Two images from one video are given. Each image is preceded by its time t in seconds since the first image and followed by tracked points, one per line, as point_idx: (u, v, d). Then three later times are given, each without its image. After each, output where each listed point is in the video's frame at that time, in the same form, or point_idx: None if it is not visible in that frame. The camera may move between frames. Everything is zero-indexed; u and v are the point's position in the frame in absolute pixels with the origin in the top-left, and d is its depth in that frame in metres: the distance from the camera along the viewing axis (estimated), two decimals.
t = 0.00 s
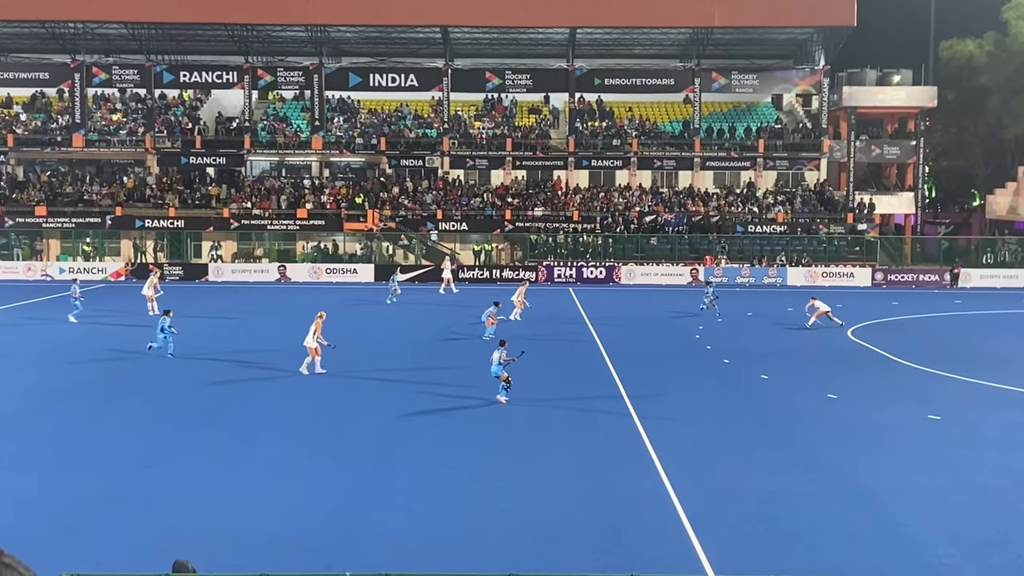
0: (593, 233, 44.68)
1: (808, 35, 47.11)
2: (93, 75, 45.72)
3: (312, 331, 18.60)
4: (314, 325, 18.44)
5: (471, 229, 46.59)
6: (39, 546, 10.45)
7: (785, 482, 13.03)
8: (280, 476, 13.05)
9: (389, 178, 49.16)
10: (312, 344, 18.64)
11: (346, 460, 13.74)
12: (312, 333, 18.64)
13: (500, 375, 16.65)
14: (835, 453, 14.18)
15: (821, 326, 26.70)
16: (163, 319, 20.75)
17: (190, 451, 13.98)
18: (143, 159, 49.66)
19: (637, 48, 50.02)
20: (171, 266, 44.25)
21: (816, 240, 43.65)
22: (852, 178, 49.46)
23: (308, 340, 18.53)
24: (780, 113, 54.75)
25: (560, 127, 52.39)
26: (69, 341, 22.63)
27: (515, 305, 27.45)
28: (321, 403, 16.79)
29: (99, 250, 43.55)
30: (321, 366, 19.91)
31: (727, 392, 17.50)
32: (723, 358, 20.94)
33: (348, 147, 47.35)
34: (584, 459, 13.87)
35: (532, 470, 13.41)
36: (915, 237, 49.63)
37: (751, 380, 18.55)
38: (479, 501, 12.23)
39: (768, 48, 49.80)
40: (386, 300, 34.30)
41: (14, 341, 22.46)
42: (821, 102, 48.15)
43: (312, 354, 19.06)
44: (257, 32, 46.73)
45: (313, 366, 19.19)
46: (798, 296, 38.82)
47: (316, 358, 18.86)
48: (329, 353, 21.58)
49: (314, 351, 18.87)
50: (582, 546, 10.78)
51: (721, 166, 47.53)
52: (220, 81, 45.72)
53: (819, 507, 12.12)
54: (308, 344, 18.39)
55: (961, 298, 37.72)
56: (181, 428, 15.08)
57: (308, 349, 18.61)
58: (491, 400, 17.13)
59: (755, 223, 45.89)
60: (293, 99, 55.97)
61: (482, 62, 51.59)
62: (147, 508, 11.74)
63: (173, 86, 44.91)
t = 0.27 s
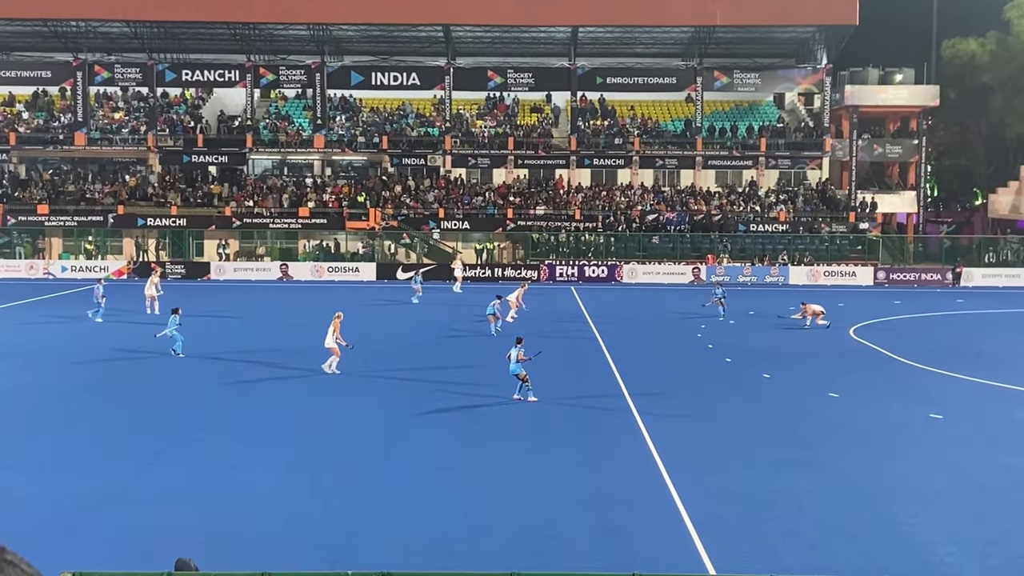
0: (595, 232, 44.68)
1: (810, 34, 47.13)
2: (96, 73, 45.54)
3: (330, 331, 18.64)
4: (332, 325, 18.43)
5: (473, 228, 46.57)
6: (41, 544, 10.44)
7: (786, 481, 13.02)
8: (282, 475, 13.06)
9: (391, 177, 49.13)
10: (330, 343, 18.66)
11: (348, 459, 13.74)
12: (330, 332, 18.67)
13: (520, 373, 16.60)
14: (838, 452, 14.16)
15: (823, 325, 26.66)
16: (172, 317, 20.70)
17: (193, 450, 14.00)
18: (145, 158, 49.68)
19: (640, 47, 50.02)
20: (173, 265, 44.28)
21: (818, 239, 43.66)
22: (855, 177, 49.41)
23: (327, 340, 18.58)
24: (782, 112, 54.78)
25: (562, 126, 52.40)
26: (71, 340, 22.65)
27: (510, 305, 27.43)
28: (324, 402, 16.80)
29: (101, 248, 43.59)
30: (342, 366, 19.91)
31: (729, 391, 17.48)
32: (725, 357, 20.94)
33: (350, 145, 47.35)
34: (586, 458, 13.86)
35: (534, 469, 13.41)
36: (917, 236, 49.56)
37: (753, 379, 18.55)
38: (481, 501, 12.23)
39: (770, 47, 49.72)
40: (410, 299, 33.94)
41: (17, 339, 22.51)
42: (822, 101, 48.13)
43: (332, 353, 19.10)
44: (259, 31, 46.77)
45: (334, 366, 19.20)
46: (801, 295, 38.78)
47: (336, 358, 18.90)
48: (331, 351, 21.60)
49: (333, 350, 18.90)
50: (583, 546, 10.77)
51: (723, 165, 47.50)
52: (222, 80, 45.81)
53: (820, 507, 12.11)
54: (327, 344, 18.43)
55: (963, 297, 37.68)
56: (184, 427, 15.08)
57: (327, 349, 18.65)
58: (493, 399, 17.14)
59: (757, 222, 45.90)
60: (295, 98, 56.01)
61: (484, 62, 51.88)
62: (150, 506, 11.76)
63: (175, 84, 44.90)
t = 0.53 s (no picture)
0: (598, 232, 44.68)
1: (813, 34, 47.14)
2: (99, 73, 45.70)
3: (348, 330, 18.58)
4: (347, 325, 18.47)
5: (475, 227, 46.50)
6: (47, 544, 10.44)
7: (790, 481, 13.02)
8: (285, 474, 13.07)
9: (394, 176, 49.10)
10: (348, 344, 18.54)
11: (352, 458, 13.75)
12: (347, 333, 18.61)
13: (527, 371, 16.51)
14: (843, 452, 14.15)
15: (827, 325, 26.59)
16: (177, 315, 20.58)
17: (195, 449, 14.01)
18: (149, 157, 49.70)
19: (643, 47, 50.04)
20: (176, 264, 44.30)
21: (821, 239, 43.64)
22: (858, 177, 49.37)
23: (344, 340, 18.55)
24: (785, 111, 54.78)
25: (565, 125, 52.39)
26: (76, 339, 22.66)
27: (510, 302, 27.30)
28: (325, 401, 16.81)
29: (105, 247, 43.68)
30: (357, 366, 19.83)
31: (733, 391, 17.48)
32: (728, 357, 20.93)
33: (353, 145, 47.37)
34: (590, 458, 13.86)
35: (539, 469, 13.40)
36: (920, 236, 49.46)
37: (757, 379, 18.56)
38: (484, 500, 12.23)
39: (773, 46, 49.70)
40: (433, 300, 33.75)
41: (21, 339, 22.54)
42: (826, 101, 48.12)
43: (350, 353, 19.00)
44: (262, 30, 46.80)
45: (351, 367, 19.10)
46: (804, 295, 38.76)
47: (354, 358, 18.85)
48: (333, 351, 21.61)
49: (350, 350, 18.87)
50: (587, 545, 10.76)
51: (727, 165, 47.48)
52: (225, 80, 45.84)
53: (824, 506, 12.11)
54: (344, 344, 18.38)
55: (967, 297, 37.62)
56: (189, 426, 15.08)
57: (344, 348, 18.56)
58: (496, 399, 17.12)
59: (761, 222, 45.90)
60: (299, 98, 56.04)
61: (489, 61, 51.85)
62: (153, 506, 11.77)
63: (178, 84, 44.96)
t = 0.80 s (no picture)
0: (602, 232, 44.66)
1: (817, 34, 47.08)
2: (104, 74, 45.76)
3: (363, 328, 18.81)
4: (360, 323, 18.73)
5: (479, 228, 46.47)
6: (51, 544, 10.47)
7: (793, 481, 13.03)
8: (288, 474, 13.09)
9: (398, 177, 49.12)
10: (363, 341, 18.72)
11: (354, 458, 13.78)
12: (362, 330, 18.84)
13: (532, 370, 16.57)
14: (846, 453, 14.14)
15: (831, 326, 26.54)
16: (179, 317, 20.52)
17: (198, 449, 14.03)
18: (153, 158, 49.78)
19: (647, 47, 50.01)
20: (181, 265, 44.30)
21: (825, 240, 43.57)
22: (862, 178, 49.25)
23: (360, 337, 18.80)
24: (790, 112, 54.72)
25: (569, 126, 52.37)
26: (80, 339, 22.72)
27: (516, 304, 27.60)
28: (328, 401, 16.84)
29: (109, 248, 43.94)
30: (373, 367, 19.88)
31: (735, 392, 17.49)
32: (732, 357, 20.93)
33: (357, 146, 47.40)
34: (593, 458, 13.88)
35: (541, 469, 13.41)
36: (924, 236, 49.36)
37: (760, 379, 18.56)
38: (486, 500, 12.23)
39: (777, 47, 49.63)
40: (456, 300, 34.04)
41: (25, 339, 22.60)
42: (830, 101, 48.06)
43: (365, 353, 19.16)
44: (266, 31, 46.82)
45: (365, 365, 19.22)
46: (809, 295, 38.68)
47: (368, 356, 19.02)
48: (337, 351, 21.65)
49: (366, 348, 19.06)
50: (588, 545, 10.77)
51: (731, 165, 47.41)
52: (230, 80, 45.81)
53: (826, 507, 12.12)
54: (359, 341, 18.59)
55: (972, 298, 37.50)
56: (193, 426, 15.11)
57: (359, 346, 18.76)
58: (499, 399, 17.14)
59: (765, 222, 45.87)
60: (303, 98, 56.11)
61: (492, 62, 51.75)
62: (157, 505, 11.80)
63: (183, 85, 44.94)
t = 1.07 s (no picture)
0: (606, 233, 44.66)
1: (822, 35, 47.06)
2: (108, 75, 45.85)
3: (379, 330, 18.60)
4: (376, 324, 18.66)
5: (483, 228, 46.58)
6: (54, 544, 10.48)
7: (798, 482, 13.00)
8: (292, 474, 13.10)
9: (402, 177, 49.13)
10: (380, 342, 18.59)
11: (358, 458, 13.77)
12: (379, 331, 18.77)
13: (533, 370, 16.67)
14: (851, 454, 14.10)
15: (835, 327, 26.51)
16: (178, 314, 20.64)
17: (203, 449, 14.04)
18: (158, 158, 49.85)
19: (651, 48, 49.99)
20: (185, 266, 44.27)
21: (830, 240, 43.60)
22: (867, 178, 49.20)
23: (377, 338, 18.72)
24: (794, 113, 54.72)
25: (573, 126, 52.35)
26: (86, 340, 22.75)
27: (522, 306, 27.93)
28: (333, 402, 16.84)
29: (114, 248, 43.90)
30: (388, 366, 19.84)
31: (739, 392, 17.48)
32: (736, 358, 20.92)
33: (361, 146, 47.50)
34: (598, 459, 13.87)
35: (545, 469, 13.41)
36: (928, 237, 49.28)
37: (765, 380, 18.55)
38: (490, 501, 12.23)
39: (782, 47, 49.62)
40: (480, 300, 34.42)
41: (31, 339, 22.64)
42: (834, 102, 48.03)
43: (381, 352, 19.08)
44: (270, 31, 46.84)
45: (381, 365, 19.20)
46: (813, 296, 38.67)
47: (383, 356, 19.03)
48: (341, 351, 21.67)
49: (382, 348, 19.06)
50: (592, 546, 10.76)
51: (735, 166, 47.38)
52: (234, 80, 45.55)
53: (831, 508, 12.08)
54: (376, 343, 18.54)
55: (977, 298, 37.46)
56: (197, 426, 15.11)
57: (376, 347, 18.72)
58: (503, 399, 17.15)
59: (769, 223, 45.85)
60: (307, 99, 56.20)
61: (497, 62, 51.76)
62: (162, 505, 11.82)
63: (187, 85, 44.96)
